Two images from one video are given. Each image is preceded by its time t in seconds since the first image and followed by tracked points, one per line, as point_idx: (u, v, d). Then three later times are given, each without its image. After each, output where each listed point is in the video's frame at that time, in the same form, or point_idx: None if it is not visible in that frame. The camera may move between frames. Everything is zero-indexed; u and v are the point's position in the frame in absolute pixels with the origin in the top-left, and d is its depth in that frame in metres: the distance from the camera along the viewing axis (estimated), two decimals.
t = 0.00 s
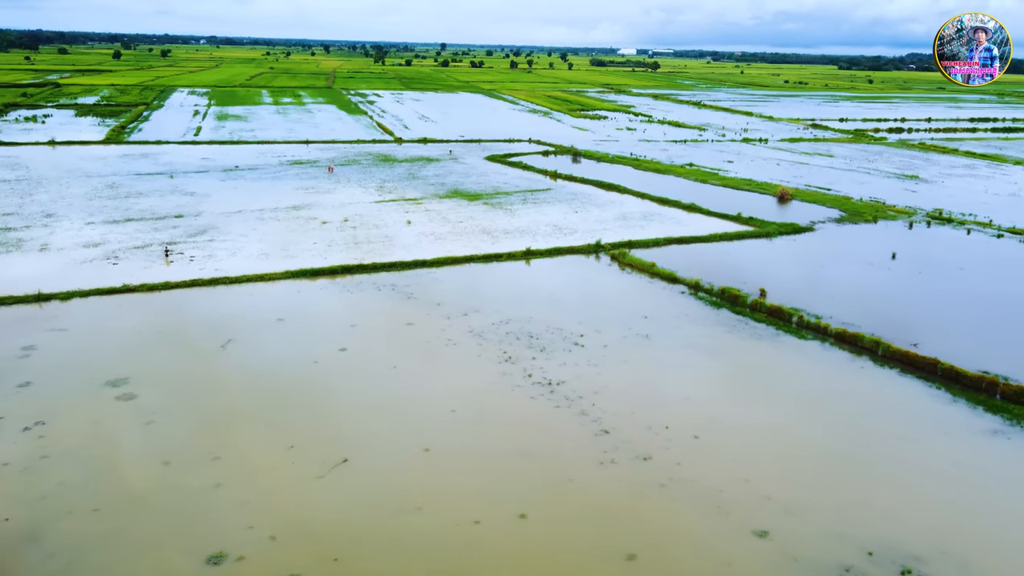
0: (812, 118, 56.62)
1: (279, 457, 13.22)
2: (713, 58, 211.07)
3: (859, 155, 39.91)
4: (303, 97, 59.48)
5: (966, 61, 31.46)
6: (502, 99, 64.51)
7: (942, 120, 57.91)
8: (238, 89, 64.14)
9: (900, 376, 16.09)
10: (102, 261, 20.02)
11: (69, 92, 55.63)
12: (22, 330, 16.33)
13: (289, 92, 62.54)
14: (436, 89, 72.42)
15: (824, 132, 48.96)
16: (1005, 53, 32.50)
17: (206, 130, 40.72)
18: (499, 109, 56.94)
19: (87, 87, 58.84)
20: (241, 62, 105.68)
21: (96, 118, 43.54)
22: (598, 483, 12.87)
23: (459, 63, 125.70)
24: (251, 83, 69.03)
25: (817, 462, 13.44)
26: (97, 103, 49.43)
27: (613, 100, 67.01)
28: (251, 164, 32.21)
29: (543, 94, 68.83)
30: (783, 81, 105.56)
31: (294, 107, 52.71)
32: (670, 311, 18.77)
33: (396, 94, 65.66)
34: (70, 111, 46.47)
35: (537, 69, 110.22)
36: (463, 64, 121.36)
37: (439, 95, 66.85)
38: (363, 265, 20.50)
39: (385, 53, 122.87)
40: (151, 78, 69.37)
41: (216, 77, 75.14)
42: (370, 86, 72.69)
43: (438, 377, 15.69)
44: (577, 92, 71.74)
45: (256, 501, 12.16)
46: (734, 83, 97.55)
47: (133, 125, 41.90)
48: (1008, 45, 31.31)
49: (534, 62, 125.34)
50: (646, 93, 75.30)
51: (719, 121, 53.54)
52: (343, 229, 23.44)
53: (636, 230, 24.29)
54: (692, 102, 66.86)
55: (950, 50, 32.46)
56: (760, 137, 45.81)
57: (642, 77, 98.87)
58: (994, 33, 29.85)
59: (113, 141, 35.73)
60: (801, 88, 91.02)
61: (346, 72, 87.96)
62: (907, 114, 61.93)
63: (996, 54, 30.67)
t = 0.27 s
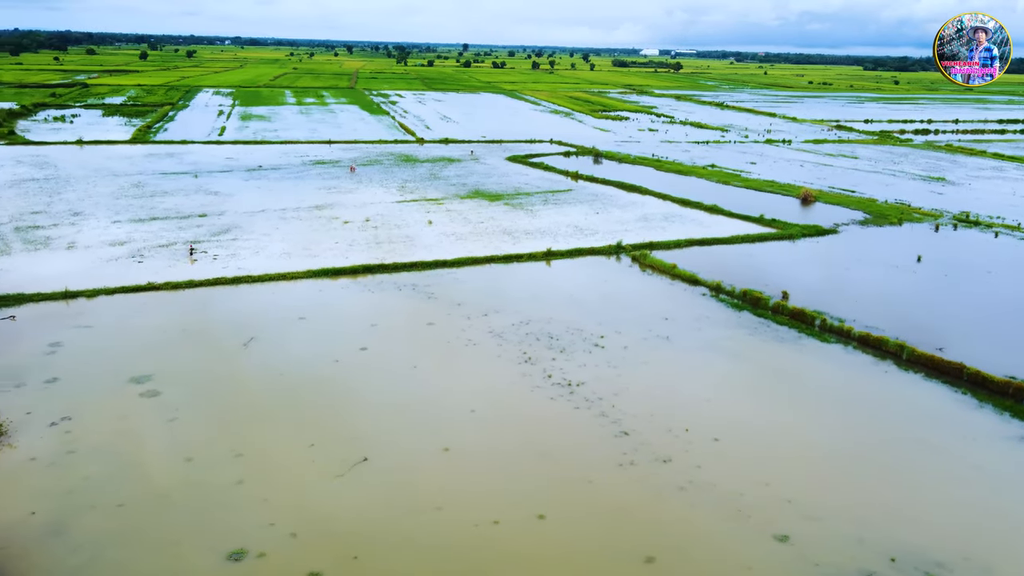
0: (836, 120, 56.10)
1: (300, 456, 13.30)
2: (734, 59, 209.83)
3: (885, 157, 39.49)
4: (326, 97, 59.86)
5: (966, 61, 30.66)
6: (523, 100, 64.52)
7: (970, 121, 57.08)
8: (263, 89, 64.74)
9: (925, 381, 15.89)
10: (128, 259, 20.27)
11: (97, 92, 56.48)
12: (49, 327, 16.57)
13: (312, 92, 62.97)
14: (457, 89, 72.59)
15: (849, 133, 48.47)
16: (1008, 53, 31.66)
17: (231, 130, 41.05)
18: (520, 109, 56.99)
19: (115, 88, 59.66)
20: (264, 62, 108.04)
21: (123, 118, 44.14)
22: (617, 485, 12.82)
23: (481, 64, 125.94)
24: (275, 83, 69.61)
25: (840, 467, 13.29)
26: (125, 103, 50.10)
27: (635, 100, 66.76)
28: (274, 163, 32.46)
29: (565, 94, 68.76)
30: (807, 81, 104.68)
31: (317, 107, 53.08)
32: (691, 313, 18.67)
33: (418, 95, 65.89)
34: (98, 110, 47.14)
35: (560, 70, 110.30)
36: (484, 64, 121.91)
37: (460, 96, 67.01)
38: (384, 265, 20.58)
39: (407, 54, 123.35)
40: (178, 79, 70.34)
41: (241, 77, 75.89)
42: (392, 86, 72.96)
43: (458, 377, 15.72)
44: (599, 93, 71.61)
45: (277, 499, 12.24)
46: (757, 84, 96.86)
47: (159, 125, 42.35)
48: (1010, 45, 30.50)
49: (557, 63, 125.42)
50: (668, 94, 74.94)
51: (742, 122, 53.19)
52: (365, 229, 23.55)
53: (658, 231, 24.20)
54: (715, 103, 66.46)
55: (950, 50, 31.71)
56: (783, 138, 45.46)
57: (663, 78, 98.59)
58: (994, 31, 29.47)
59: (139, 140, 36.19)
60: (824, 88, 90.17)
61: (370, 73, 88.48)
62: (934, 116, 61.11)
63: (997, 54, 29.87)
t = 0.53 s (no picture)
0: (860, 121, 55.54)
1: (321, 454, 13.37)
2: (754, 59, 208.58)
3: (911, 158, 39.04)
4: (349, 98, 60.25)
5: (966, 61, 30.15)
6: (545, 100, 64.55)
7: (998, 123, 56.26)
8: (286, 89, 65.30)
9: (950, 386, 15.68)
10: (153, 257, 20.50)
11: (124, 92, 57.28)
12: (76, 324, 16.80)
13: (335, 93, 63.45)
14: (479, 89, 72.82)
15: (874, 134, 48.02)
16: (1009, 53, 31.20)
17: (255, 130, 41.44)
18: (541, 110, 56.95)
19: (142, 88, 60.43)
20: (288, 61, 110.62)
21: (149, 117, 44.71)
22: (637, 488, 12.76)
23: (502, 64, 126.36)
24: (299, 83, 70.18)
25: (863, 473, 13.14)
26: (151, 103, 50.76)
27: (657, 101, 66.56)
28: (297, 163, 32.71)
29: (586, 95, 68.65)
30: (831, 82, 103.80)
31: (339, 108, 53.44)
32: (712, 316, 18.56)
33: (440, 95, 66.16)
34: (124, 110, 47.78)
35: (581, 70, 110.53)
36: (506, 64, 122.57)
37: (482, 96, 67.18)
38: (405, 265, 20.65)
39: (429, 53, 124.00)
40: (204, 79, 71.29)
41: (265, 77, 76.89)
42: (414, 86, 73.27)
43: (478, 377, 15.73)
44: (621, 94, 71.49)
45: (298, 496, 12.31)
46: (780, 84, 96.16)
47: (185, 125, 42.83)
48: (1009, 45, 30.09)
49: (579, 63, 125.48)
50: (691, 94, 74.62)
51: (765, 123, 52.87)
52: (386, 229, 23.65)
53: (679, 233, 24.08)
54: (737, 104, 66.07)
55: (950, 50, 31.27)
56: (807, 139, 45.11)
57: (686, 79, 98.07)
58: (994, 32, 29.15)
59: (164, 140, 36.63)
60: (849, 89, 89.22)
61: (393, 73, 88.99)
62: (961, 117, 60.29)
63: (997, 53, 29.39)
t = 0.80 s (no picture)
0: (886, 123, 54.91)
1: (341, 452, 13.44)
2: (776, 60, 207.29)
3: (937, 161, 38.59)
4: (373, 98, 60.57)
5: (966, 61, 29.48)
6: (567, 101, 64.55)
7: None
8: (310, 90, 65.78)
9: (976, 391, 15.46)
10: (177, 256, 20.72)
11: (151, 93, 58.02)
12: (102, 321, 17.02)
13: (359, 93, 63.86)
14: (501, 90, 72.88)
15: (900, 136, 47.49)
16: (1005, 53, 30.53)
17: (278, 130, 41.79)
18: (563, 111, 56.86)
19: (168, 88, 61.16)
20: (311, 61, 113.10)
21: (175, 117, 45.23)
22: (656, 490, 12.70)
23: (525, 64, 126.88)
24: (322, 84, 70.67)
25: (886, 477, 13.00)
26: (177, 103, 51.36)
27: (680, 102, 66.29)
28: (320, 163, 32.93)
29: (608, 95, 68.51)
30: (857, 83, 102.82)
31: (362, 108, 53.69)
32: (733, 318, 18.45)
33: (462, 96, 66.32)
34: (151, 110, 48.37)
35: (602, 71, 110.44)
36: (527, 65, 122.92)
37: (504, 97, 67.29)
38: (426, 265, 20.72)
39: (452, 54, 125.07)
40: (229, 79, 72.11)
41: (290, 77, 77.66)
42: (436, 87, 73.51)
43: (497, 377, 15.75)
44: (643, 95, 71.29)
45: (318, 494, 12.38)
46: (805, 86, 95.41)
47: (211, 125, 43.29)
48: (1009, 45, 29.51)
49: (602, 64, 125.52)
50: (714, 95, 74.16)
51: (788, 124, 52.49)
52: (408, 229, 23.74)
53: (701, 234, 23.95)
54: (761, 105, 65.65)
55: (950, 50, 30.57)
56: (832, 140, 44.70)
57: (708, 80, 97.44)
58: (993, 32, 28.72)
59: (190, 140, 37.03)
60: (875, 91, 88.15)
61: (415, 74, 89.15)
62: (990, 119, 59.43)
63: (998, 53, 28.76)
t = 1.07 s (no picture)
0: (912, 124, 54.24)
1: (361, 451, 13.49)
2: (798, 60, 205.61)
3: (965, 163, 38.06)
4: (395, 99, 60.82)
5: (966, 61, 27.48)
6: (589, 102, 64.49)
7: None
8: (333, 90, 66.21)
9: (1003, 397, 15.22)
10: (201, 254, 20.93)
11: (177, 93, 58.73)
12: (127, 318, 17.23)
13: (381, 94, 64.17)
14: (523, 91, 72.90)
15: (927, 138, 46.91)
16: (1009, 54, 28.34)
17: (301, 130, 42.14)
18: (585, 112, 56.76)
19: (193, 89, 61.90)
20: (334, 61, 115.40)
21: (200, 117, 45.71)
22: (676, 493, 12.64)
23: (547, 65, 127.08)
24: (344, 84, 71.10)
25: (910, 483, 12.83)
26: (202, 103, 51.93)
27: (703, 103, 65.93)
28: (342, 163, 33.12)
29: (630, 96, 68.28)
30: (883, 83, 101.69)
31: (385, 108, 53.91)
32: (755, 321, 18.31)
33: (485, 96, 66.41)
34: (176, 110, 48.94)
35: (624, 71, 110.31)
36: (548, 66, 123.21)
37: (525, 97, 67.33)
38: (447, 265, 20.76)
39: (473, 55, 125.88)
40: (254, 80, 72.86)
41: (313, 77, 78.34)
42: (458, 87, 73.68)
43: (518, 378, 15.75)
44: (665, 96, 71.00)
45: (338, 493, 12.44)
46: (830, 87, 94.48)
47: (235, 125, 43.69)
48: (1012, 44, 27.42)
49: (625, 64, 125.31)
50: (737, 96, 73.69)
51: (813, 126, 52.05)
52: (429, 229, 23.81)
53: (723, 236, 23.79)
54: (785, 106, 65.13)
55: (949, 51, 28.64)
56: (856, 142, 44.26)
57: (731, 81, 96.73)
58: (993, 32, 26.49)
59: (214, 139, 37.41)
60: (902, 92, 86.92)
61: (436, 74, 89.44)
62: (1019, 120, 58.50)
63: (999, 54, 26.79)
